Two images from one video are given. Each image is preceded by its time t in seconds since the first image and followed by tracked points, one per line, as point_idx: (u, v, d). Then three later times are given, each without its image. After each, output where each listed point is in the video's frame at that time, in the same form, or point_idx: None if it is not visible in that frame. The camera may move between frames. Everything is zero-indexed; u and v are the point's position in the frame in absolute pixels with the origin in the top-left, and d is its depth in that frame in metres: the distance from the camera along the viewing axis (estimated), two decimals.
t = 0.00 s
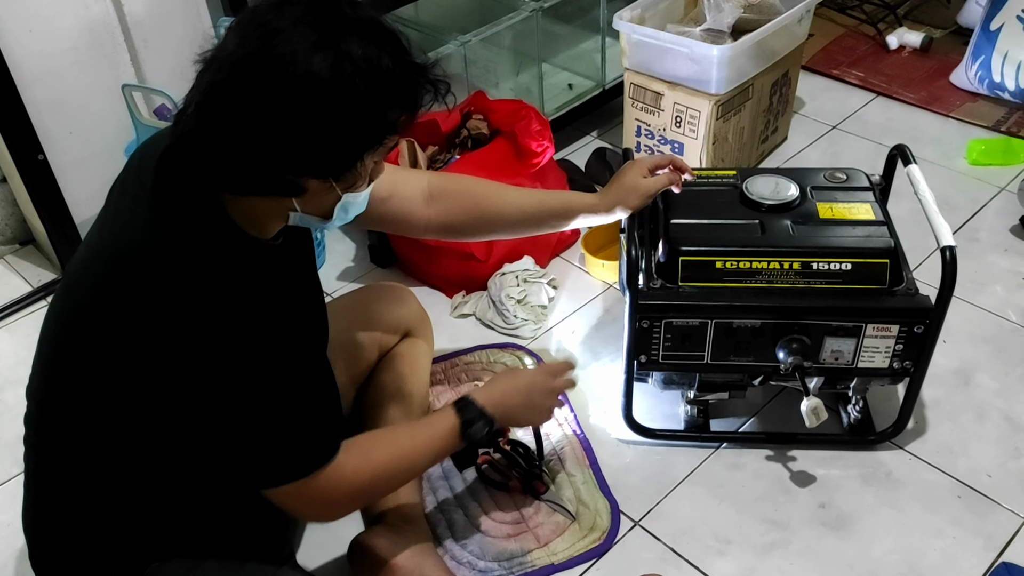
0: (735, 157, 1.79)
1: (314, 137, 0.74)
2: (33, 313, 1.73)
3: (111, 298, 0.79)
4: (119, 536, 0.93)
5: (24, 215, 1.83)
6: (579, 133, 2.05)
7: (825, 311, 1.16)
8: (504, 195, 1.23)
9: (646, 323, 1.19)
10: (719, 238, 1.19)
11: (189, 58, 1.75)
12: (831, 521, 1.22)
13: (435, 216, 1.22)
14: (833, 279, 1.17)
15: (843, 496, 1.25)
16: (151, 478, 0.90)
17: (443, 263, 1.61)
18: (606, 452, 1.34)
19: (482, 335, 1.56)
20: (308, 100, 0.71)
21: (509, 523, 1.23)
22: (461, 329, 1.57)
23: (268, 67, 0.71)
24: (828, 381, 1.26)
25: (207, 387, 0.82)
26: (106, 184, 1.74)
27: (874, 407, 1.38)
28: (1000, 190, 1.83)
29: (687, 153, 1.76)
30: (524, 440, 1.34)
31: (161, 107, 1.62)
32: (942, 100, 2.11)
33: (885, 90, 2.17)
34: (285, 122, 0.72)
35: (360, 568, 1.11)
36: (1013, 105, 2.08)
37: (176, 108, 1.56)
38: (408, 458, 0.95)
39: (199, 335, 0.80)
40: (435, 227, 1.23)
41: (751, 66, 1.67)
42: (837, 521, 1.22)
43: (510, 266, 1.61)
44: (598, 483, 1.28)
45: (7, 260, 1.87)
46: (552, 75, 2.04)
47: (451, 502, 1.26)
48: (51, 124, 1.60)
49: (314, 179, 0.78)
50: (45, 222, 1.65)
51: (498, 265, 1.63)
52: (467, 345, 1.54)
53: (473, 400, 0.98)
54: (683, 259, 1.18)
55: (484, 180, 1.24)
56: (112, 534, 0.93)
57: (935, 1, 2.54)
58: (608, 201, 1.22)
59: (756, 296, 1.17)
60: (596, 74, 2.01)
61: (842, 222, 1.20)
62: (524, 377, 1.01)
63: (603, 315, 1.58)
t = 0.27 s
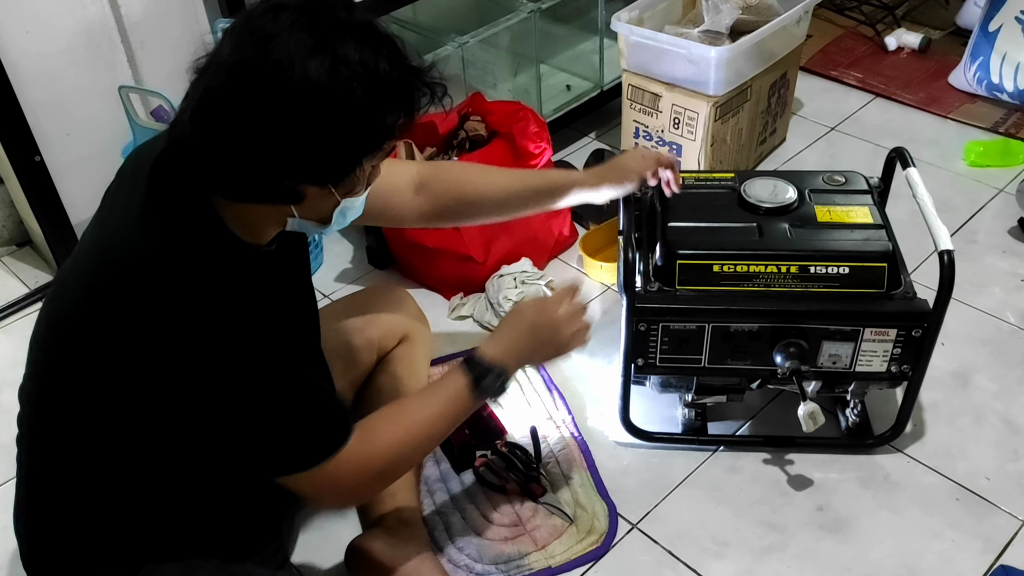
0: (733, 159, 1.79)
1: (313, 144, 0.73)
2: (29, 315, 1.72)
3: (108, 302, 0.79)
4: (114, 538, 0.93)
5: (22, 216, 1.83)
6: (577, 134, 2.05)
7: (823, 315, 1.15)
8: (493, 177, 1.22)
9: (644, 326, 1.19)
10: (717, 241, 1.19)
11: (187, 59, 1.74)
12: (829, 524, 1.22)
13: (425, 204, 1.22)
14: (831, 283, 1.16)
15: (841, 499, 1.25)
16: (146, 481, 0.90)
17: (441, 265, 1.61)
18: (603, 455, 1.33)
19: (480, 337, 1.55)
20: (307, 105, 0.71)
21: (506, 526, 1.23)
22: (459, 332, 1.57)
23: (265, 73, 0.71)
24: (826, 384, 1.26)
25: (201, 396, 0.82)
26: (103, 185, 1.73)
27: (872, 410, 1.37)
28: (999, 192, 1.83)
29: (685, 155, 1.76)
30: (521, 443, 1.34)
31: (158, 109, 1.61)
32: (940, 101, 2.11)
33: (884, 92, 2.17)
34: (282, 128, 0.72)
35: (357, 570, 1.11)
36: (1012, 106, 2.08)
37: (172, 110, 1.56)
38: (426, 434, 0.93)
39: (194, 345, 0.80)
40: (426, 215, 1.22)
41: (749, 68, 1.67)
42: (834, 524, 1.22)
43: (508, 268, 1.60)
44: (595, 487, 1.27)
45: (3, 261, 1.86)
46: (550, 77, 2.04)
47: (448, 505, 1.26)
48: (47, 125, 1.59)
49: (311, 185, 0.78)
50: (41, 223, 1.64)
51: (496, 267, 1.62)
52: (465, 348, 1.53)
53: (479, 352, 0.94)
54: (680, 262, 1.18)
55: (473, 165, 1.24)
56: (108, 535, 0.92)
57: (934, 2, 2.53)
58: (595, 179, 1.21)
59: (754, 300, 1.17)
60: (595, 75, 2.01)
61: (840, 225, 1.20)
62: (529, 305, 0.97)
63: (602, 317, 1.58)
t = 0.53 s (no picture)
0: (732, 160, 1.78)
1: (304, 135, 0.74)
2: (26, 316, 1.72)
3: (105, 293, 0.79)
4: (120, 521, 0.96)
5: (19, 217, 1.82)
6: (576, 135, 2.05)
7: (822, 318, 1.15)
8: (482, 161, 1.26)
9: (642, 329, 1.19)
10: (715, 243, 1.18)
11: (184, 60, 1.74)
12: (829, 527, 1.21)
13: (419, 187, 1.24)
14: (830, 285, 1.16)
15: (841, 502, 1.24)
16: (150, 464, 0.92)
17: (439, 266, 1.60)
18: (602, 458, 1.33)
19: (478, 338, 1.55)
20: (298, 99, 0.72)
21: (504, 529, 1.22)
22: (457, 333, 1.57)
23: (258, 65, 0.71)
24: (827, 387, 1.25)
25: (207, 372, 0.83)
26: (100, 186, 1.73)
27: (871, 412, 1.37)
28: (998, 193, 1.83)
29: (684, 156, 1.75)
30: (519, 446, 1.33)
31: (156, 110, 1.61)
32: (940, 102, 2.11)
33: (883, 93, 2.16)
34: (274, 121, 0.72)
35: (355, 573, 1.10)
36: (1011, 107, 2.08)
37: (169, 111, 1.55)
38: (488, 349, 0.96)
39: (196, 324, 0.80)
40: (418, 198, 1.25)
41: (749, 68, 1.67)
42: (834, 527, 1.21)
43: (506, 270, 1.58)
44: (595, 490, 1.27)
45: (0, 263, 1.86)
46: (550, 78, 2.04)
47: (445, 507, 1.25)
48: (44, 126, 1.59)
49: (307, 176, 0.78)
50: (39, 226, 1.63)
51: (494, 268, 1.61)
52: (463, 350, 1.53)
53: (556, 262, 1.02)
54: (678, 265, 1.17)
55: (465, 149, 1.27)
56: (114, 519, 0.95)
57: (933, 3, 2.53)
58: (573, 166, 1.27)
59: (752, 302, 1.17)
60: (594, 76, 2.01)
61: (839, 227, 1.20)
62: (605, 221, 1.07)
63: (600, 318, 1.58)
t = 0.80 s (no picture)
0: (731, 161, 1.78)
1: (319, 126, 0.77)
2: (24, 317, 1.72)
3: (111, 282, 0.82)
4: (122, 518, 0.97)
5: (17, 218, 1.82)
6: (575, 136, 2.05)
7: (822, 319, 1.15)
8: (484, 169, 1.27)
9: (642, 330, 1.18)
10: (714, 244, 1.18)
11: (183, 60, 1.73)
12: (828, 528, 1.21)
13: (423, 195, 1.26)
14: (830, 287, 1.16)
15: (841, 503, 1.24)
16: (152, 458, 0.93)
17: (438, 267, 1.60)
18: (601, 459, 1.33)
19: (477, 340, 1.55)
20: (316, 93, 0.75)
21: (503, 531, 1.22)
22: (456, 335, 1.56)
23: (272, 61, 0.74)
24: (828, 388, 1.25)
25: (213, 357, 0.85)
26: (99, 187, 1.72)
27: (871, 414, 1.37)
28: (998, 194, 1.82)
29: (682, 157, 1.75)
30: (518, 447, 1.33)
31: (155, 110, 1.60)
32: (939, 103, 2.11)
33: (883, 93, 2.16)
34: (291, 111, 0.75)
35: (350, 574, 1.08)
36: (1011, 108, 2.07)
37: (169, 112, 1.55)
38: (496, 336, 0.99)
39: (201, 309, 0.82)
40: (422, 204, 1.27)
41: (748, 68, 1.66)
42: (833, 529, 1.21)
43: (505, 271, 1.58)
44: (594, 492, 1.26)
45: None
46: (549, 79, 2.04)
47: (443, 509, 1.25)
48: (42, 127, 1.59)
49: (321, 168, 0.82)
50: (38, 228, 1.63)
51: (492, 269, 1.61)
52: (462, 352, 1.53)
53: (576, 273, 1.06)
54: (678, 266, 1.17)
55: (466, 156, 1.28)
56: (115, 516, 0.96)
57: (933, 4, 2.53)
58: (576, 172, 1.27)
59: (752, 304, 1.17)
60: (593, 77, 2.01)
61: (839, 228, 1.19)
62: (617, 232, 1.10)
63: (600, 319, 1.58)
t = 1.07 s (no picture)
0: (732, 163, 1.78)
1: (325, 126, 0.77)
2: (23, 318, 1.71)
3: (113, 279, 0.81)
4: (121, 517, 0.97)
5: (16, 219, 1.82)
6: (575, 137, 2.04)
7: (828, 320, 1.15)
8: (472, 177, 1.32)
9: (650, 341, 1.17)
10: (718, 249, 1.18)
11: (183, 61, 1.73)
12: (829, 531, 1.21)
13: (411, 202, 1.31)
14: (837, 288, 1.15)
15: (841, 505, 1.24)
16: (151, 457, 0.93)
17: (438, 269, 1.60)
18: (601, 461, 1.33)
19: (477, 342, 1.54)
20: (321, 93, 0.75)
21: (503, 534, 1.22)
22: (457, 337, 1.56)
23: (280, 61, 0.74)
24: (829, 390, 1.25)
25: (213, 359, 0.85)
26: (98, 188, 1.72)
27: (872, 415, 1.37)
28: (998, 195, 1.82)
29: (683, 158, 1.75)
30: (518, 449, 1.33)
31: (155, 111, 1.60)
32: (940, 104, 2.11)
33: (883, 94, 2.16)
34: (297, 110, 0.75)
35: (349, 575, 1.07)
36: (1011, 109, 2.07)
37: (169, 113, 1.54)
38: (497, 342, 0.99)
39: (208, 296, 0.81)
40: (411, 212, 1.32)
41: (749, 70, 1.66)
42: (834, 531, 1.21)
43: (505, 273, 1.58)
44: (594, 494, 1.26)
45: None
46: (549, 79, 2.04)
47: (445, 513, 1.25)
48: (42, 129, 1.59)
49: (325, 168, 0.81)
50: (37, 230, 1.62)
51: (492, 271, 1.61)
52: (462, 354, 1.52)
53: (583, 285, 1.06)
54: (683, 275, 1.17)
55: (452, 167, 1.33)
56: (114, 515, 0.96)
57: (933, 5, 2.53)
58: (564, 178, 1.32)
59: (760, 308, 1.16)
60: (593, 78, 2.01)
61: (839, 229, 1.19)
62: (620, 243, 1.10)
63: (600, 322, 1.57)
